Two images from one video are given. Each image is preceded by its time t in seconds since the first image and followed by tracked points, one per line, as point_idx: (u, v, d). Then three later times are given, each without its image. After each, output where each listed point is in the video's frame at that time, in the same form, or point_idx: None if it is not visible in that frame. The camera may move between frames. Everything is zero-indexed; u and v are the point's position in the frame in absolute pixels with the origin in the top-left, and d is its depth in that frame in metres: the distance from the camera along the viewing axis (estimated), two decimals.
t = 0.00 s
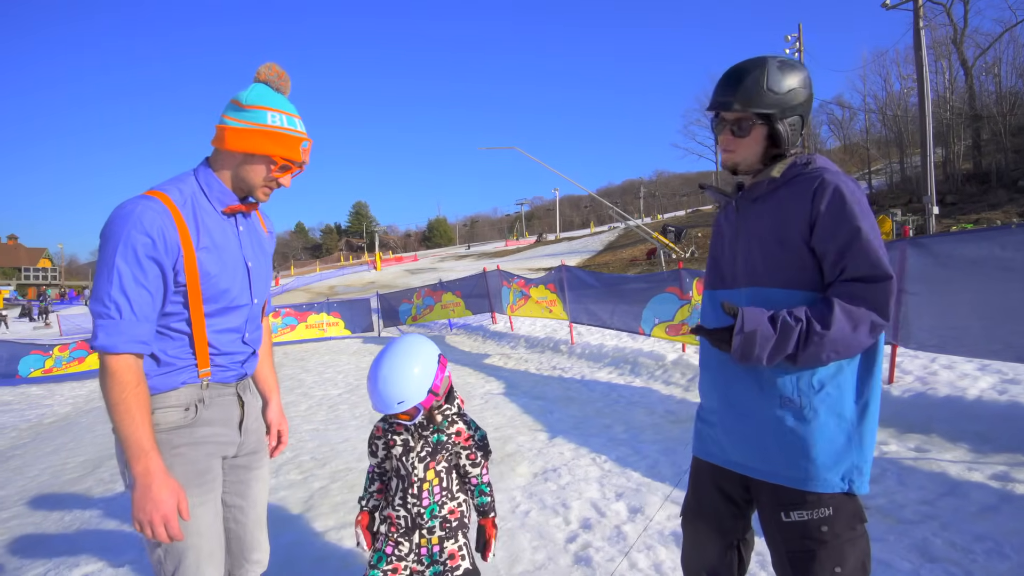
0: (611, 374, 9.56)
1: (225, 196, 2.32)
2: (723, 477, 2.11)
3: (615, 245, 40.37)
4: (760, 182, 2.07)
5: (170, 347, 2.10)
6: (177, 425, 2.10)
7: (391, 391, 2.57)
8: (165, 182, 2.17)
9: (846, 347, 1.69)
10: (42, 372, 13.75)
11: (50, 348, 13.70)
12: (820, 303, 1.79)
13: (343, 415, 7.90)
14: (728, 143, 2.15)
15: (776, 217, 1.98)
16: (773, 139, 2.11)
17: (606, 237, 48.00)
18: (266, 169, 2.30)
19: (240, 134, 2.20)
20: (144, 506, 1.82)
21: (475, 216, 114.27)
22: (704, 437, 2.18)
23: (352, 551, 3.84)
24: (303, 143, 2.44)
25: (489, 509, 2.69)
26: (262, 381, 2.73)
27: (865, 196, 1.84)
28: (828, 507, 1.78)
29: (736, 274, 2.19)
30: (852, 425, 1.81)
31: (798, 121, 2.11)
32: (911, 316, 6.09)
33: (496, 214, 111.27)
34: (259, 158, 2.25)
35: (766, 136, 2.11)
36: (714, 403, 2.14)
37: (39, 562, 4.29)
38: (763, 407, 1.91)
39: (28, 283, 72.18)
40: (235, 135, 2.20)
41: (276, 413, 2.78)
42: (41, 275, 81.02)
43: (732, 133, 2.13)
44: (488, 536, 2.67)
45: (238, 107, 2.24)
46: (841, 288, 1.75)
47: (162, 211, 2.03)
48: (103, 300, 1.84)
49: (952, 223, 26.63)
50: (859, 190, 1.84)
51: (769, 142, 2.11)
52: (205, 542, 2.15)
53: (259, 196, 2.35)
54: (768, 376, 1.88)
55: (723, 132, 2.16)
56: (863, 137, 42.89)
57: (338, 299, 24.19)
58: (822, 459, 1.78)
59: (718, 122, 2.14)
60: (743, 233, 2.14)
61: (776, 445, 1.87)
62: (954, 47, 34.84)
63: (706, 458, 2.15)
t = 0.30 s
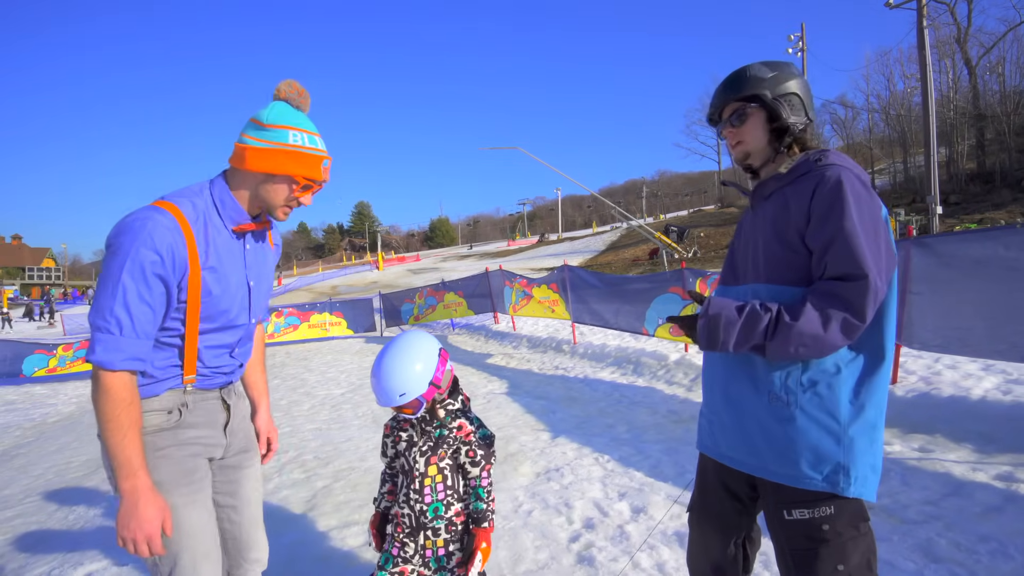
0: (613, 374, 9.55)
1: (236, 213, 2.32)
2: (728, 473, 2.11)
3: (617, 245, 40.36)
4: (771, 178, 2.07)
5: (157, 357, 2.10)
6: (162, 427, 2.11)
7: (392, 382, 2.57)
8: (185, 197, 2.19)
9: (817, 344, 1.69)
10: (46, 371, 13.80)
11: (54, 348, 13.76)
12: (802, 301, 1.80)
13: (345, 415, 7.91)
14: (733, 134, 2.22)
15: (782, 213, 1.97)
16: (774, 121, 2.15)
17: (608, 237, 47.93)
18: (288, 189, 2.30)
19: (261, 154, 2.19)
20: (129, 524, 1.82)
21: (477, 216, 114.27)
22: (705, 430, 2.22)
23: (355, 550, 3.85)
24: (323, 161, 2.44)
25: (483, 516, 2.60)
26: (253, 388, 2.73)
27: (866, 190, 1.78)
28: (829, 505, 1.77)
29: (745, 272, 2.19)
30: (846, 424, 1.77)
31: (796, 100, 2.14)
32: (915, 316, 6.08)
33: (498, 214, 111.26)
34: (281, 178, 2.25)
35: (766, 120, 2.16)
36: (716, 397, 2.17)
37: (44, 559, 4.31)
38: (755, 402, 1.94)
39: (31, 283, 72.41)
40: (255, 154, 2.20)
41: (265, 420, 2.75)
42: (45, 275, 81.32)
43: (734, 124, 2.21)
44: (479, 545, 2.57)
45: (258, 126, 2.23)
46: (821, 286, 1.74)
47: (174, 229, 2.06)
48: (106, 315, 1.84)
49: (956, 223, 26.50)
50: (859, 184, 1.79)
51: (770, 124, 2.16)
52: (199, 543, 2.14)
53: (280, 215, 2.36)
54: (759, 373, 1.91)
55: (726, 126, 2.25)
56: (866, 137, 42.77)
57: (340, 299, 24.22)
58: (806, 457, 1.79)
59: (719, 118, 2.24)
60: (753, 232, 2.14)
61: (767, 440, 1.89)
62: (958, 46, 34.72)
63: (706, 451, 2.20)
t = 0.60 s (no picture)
0: (615, 374, 9.55)
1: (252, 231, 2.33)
2: (726, 469, 2.10)
3: (619, 245, 40.35)
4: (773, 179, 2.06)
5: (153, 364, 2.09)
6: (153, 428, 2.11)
7: (397, 381, 2.57)
8: (202, 212, 2.20)
9: (812, 345, 1.70)
10: (50, 371, 13.84)
11: (57, 347, 13.82)
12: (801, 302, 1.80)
13: (347, 414, 7.92)
14: (737, 130, 2.24)
15: (781, 214, 1.96)
16: (777, 119, 2.15)
17: (610, 236, 47.76)
18: (307, 198, 2.34)
19: (275, 170, 2.23)
20: (140, 534, 1.83)
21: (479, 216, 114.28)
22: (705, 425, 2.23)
23: (357, 549, 3.85)
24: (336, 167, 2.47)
25: (492, 516, 2.54)
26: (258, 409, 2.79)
27: (864, 191, 1.77)
28: (824, 502, 1.76)
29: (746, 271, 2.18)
30: (841, 421, 1.76)
31: (802, 100, 2.13)
32: (919, 315, 6.06)
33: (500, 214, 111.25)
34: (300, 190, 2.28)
35: (770, 118, 2.16)
36: (716, 393, 2.17)
37: (48, 557, 4.33)
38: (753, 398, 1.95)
39: (35, 283, 72.66)
40: (270, 170, 2.24)
41: (259, 443, 2.64)
42: (48, 275, 81.56)
43: (739, 120, 2.23)
44: (489, 545, 2.49)
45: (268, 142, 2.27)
46: (816, 287, 1.74)
47: (189, 243, 2.05)
48: (121, 327, 1.84)
49: (959, 223, 26.40)
50: (858, 185, 1.77)
51: (774, 121, 2.16)
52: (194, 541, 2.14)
53: (302, 228, 2.38)
54: (756, 369, 1.92)
55: (733, 121, 2.27)
56: (869, 136, 42.66)
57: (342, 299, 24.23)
58: (800, 453, 1.79)
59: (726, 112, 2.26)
60: (755, 232, 2.13)
61: (763, 434, 1.90)
62: (961, 45, 34.61)
63: (705, 445, 2.21)
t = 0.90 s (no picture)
0: (617, 373, 9.54)
1: (250, 233, 2.32)
2: (733, 462, 2.10)
3: (621, 245, 40.34)
4: (771, 175, 2.06)
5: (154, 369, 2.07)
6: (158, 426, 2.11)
7: (415, 382, 2.49)
8: (199, 215, 2.17)
9: (814, 340, 1.69)
10: (53, 370, 13.89)
11: (61, 346, 13.87)
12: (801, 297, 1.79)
13: (350, 413, 7.92)
14: (742, 131, 2.23)
15: (779, 210, 1.96)
16: (781, 119, 2.15)
17: (612, 236, 47.68)
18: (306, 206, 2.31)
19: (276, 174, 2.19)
20: (167, 537, 1.84)
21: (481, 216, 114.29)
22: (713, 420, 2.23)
23: (359, 547, 3.85)
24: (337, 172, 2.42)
25: (521, 504, 2.56)
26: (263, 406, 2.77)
27: (861, 185, 1.76)
28: (828, 494, 1.75)
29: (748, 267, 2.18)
30: (843, 416, 1.75)
31: (806, 98, 2.12)
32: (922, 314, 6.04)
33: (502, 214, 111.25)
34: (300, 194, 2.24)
35: (775, 118, 2.15)
36: (722, 387, 2.17)
37: (51, 555, 4.34)
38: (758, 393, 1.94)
39: (38, 283, 72.86)
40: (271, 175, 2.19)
41: (264, 442, 2.63)
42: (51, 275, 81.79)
43: (742, 120, 2.21)
44: (520, 534, 2.53)
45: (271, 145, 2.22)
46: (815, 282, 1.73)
47: (188, 248, 2.03)
48: (126, 336, 1.83)
49: (962, 223, 26.30)
50: (853, 178, 1.76)
51: (778, 122, 2.15)
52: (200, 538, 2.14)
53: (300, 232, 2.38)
54: (759, 364, 1.91)
55: (736, 121, 2.25)
56: (872, 136, 42.56)
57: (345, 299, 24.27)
58: (804, 446, 1.78)
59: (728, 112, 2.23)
60: (756, 228, 2.12)
61: (767, 428, 1.89)
62: (964, 44, 34.49)
63: (713, 441, 2.21)
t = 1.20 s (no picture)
0: (619, 372, 9.51)
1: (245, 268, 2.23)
2: (740, 461, 2.08)
3: (623, 245, 40.31)
4: (773, 167, 2.05)
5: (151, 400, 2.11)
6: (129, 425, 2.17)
7: (458, 378, 2.33)
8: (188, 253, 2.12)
9: (846, 334, 1.66)
10: (55, 369, 13.92)
11: (63, 346, 13.90)
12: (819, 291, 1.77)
13: (351, 412, 7.91)
14: (742, 129, 2.19)
15: (782, 202, 1.94)
16: (784, 116, 2.11)
17: (613, 236, 47.63)
18: (305, 243, 2.20)
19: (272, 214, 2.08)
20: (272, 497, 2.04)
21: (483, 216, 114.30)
22: (718, 415, 2.20)
23: (360, 547, 3.83)
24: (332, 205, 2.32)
25: (548, 507, 2.38)
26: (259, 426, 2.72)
27: (870, 177, 1.76)
28: (841, 491, 1.73)
29: (748, 258, 2.17)
30: (855, 408, 1.74)
31: (808, 95, 2.08)
32: (926, 314, 6.01)
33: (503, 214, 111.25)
34: (298, 235, 2.16)
35: (777, 115, 2.11)
36: (727, 382, 2.15)
37: (52, 555, 4.33)
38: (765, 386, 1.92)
39: (41, 283, 73.06)
40: (267, 215, 2.08)
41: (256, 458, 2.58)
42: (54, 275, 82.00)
43: (743, 119, 2.17)
44: (547, 535, 2.36)
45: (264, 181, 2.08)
46: (837, 273, 1.72)
47: (180, 292, 2.02)
48: (134, 385, 1.86)
49: (965, 223, 26.19)
50: (863, 168, 1.76)
51: (780, 120, 2.12)
52: (182, 532, 2.15)
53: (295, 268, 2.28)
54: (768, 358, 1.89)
55: (735, 119, 2.20)
56: (875, 136, 42.47)
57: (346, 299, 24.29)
58: (818, 440, 1.76)
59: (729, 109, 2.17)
60: (755, 220, 2.12)
61: (777, 423, 1.87)
62: (967, 43, 34.39)
63: (718, 437, 2.18)
